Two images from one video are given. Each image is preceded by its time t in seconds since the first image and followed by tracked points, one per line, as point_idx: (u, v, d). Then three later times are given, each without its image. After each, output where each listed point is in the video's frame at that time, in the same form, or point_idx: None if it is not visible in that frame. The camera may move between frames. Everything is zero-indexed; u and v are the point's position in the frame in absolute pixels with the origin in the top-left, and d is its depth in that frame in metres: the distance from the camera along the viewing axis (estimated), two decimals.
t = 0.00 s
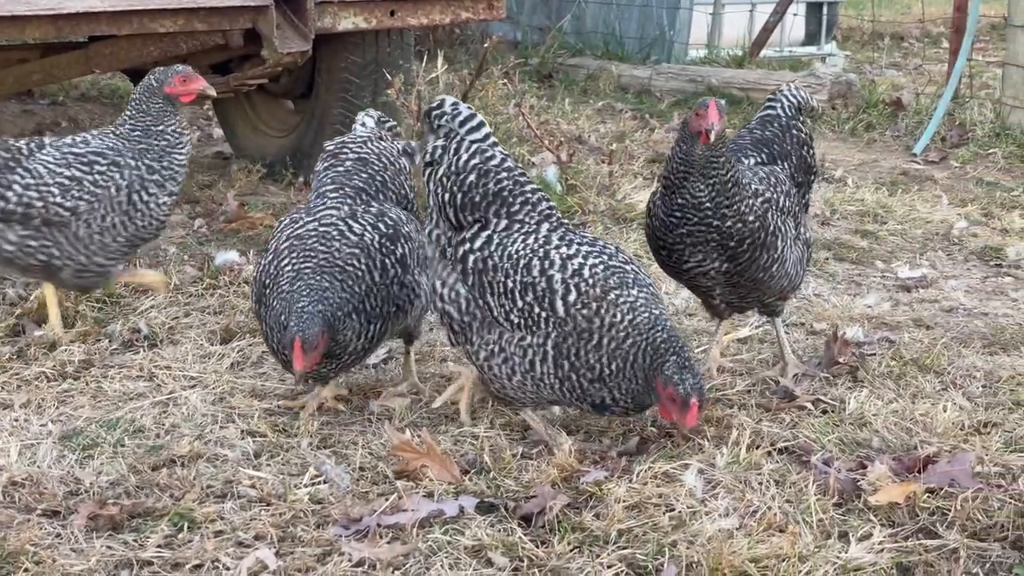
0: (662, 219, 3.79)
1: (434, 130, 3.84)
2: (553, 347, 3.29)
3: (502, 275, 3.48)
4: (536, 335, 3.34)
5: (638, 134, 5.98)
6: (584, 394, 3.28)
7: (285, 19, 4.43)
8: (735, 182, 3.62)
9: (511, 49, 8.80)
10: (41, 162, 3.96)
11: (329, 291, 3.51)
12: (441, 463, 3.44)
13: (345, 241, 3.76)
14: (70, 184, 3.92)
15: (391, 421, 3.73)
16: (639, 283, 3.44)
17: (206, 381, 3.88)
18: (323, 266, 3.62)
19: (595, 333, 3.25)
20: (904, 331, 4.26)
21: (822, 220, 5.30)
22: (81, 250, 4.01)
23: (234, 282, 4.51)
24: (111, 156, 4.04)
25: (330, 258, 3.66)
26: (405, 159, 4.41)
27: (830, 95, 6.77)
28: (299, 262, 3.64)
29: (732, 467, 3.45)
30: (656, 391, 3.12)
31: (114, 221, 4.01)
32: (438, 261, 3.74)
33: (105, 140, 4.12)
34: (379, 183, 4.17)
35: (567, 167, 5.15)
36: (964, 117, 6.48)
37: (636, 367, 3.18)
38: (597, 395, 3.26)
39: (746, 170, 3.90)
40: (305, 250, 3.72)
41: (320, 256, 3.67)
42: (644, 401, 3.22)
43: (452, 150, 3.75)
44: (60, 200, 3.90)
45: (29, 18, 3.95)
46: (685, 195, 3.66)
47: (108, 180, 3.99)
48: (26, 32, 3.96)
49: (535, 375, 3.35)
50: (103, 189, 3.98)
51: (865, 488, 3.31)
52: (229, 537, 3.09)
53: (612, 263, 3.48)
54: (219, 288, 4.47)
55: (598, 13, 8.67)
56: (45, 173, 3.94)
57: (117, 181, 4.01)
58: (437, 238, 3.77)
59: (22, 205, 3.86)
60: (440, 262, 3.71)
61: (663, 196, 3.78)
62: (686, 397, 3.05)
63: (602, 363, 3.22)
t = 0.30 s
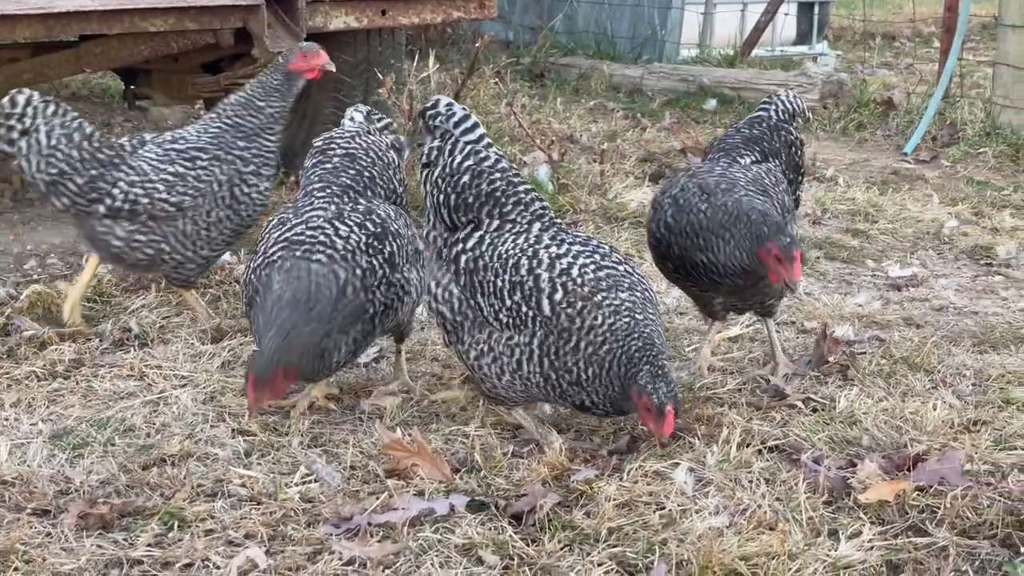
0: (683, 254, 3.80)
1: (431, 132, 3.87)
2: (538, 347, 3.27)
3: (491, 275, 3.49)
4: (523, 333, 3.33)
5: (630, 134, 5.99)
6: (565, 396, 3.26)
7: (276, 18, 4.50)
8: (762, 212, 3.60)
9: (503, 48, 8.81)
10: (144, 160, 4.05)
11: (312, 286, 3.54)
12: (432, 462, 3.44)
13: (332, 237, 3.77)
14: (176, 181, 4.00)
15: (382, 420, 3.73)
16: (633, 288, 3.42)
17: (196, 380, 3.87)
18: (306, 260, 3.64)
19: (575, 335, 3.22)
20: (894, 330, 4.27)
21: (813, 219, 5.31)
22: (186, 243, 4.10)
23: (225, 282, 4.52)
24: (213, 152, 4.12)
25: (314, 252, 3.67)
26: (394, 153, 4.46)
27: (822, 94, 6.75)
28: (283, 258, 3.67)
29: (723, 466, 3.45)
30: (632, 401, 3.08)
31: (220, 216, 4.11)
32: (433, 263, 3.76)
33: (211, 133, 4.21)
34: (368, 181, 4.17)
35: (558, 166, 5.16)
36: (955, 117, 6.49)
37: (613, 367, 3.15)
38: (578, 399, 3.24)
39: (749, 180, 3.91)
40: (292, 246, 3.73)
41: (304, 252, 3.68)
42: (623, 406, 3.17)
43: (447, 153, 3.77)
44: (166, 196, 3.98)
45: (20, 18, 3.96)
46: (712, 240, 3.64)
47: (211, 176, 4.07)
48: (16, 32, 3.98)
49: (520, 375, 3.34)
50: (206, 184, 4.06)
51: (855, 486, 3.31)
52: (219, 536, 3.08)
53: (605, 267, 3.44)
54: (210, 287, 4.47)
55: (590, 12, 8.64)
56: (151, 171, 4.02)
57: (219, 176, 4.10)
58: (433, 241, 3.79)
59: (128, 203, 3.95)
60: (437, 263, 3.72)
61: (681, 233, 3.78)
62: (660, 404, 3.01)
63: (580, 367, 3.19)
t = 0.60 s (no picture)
0: (730, 320, 3.86)
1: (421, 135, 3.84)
2: (532, 342, 3.28)
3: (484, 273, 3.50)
4: (517, 330, 3.34)
5: (621, 134, 6.01)
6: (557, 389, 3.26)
7: (266, 19, 4.54)
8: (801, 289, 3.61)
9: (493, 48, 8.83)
10: (199, 159, 4.39)
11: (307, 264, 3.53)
12: (423, 462, 3.45)
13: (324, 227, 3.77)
14: (227, 181, 4.35)
15: (373, 420, 3.73)
16: (629, 284, 3.43)
17: (187, 380, 3.87)
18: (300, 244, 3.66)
19: (567, 328, 3.25)
20: (884, 330, 4.29)
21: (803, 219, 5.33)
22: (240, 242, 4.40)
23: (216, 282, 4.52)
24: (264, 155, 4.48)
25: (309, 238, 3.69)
26: (383, 152, 4.44)
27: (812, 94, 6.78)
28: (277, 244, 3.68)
29: (713, 466, 3.46)
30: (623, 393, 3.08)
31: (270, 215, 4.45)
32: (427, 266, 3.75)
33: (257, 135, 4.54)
34: (361, 179, 4.18)
35: (549, 167, 5.17)
36: (944, 117, 6.52)
37: (603, 362, 3.16)
38: (571, 393, 3.25)
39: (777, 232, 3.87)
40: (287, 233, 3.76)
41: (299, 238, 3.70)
42: (616, 400, 3.17)
43: (438, 156, 3.76)
44: (218, 195, 4.32)
45: (9, 18, 3.94)
46: (754, 317, 3.69)
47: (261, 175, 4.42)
48: (5, 32, 3.95)
49: (513, 372, 3.34)
50: (257, 183, 4.41)
51: (845, 485, 3.32)
52: (210, 536, 3.08)
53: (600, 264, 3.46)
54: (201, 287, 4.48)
55: (580, 12, 8.66)
56: (203, 170, 4.37)
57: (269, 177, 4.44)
58: (426, 244, 3.79)
59: (184, 200, 4.31)
60: (430, 267, 3.72)
61: (724, 299, 3.84)
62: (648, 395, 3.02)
63: (573, 360, 3.20)
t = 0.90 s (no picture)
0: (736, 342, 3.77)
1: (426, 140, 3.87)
2: (533, 335, 3.26)
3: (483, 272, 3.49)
4: (516, 330, 3.33)
5: (609, 137, 6.03)
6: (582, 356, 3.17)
7: (255, 20, 4.43)
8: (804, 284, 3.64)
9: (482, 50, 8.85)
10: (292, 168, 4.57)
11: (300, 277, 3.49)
12: (411, 464, 3.45)
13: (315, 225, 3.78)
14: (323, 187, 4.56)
15: (361, 422, 3.73)
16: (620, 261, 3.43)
17: (175, 383, 3.86)
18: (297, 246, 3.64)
19: (566, 305, 3.23)
20: (872, 332, 4.31)
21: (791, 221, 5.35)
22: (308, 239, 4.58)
23: (204, 284, 4.52)
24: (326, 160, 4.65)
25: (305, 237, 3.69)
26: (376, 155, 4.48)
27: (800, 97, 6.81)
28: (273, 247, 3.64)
29: (702, 468, 3.47)
30: (647, 287, 3.08)
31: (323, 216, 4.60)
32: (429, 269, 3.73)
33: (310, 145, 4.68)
34: (354, 180, 4.17)
35: (537, 170, 5.19)
36: (931, 119, 6.55)
37: (608, 328, 3.15)
38: (597, 353, 3.15)
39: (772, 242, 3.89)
40: (282, 232, 3.74)
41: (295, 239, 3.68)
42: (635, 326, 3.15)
43: (439, 158, 3.77)
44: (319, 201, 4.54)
45: None
46: (759, 333, 3.61)
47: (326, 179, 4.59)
48: None
49: (526, 366, 3.29)
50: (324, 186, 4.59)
51: (833, 487, 3.34)
52: (199, 539, 3.08)
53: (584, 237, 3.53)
54: (189, 289, 4.47)
55: (568, 15, 8.75)
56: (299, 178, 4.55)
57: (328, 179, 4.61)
58: (427, 247, 3.78)
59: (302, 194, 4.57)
60: (432, 269, 3.71)
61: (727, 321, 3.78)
62: (671, 271, 3.06)
63: (584, 313, 3.18)
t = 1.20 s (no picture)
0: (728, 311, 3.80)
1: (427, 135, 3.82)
2: (533, 334, 3.27)
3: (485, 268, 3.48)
4: (517, 325, 3.33)
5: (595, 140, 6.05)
6: (575, 356, 3.19)
7: (241, 23, 4.43)
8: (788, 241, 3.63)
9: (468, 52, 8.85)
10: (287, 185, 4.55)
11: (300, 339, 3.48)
12: (398, 466, 3.45)
13: (309, 249, 3.72)
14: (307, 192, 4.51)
15: (348, 425, 3.73)
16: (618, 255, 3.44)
17: (161, 385, 3.85)
18: (303, 291, 3.58)
19: (564, 302, 3.24)
20: (857, 334, 4.33)
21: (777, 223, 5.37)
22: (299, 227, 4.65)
23: (191, 287, 4.50)
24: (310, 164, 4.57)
25: (311, 279, 3.62)
26: (355, 160, 4.43)
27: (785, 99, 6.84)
28: (277, 287, 3.59)
29: (688, 470, 3.48)
30: (635, 284, 3.08)
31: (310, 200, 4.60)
32: (427, 264, 3.70)
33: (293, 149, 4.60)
34: (339, 182, 4.19)
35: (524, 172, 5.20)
36: (916, 122, 6.58)
37: (605, 322, 3.16)
38: (588, 353, 3.17)
39: (752, 218, 3.92)
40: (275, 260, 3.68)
41: (295, 274, 3.63)
42: (625, 329, 3.16)
43: (441, 153, 3.73)
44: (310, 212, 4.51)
45: None
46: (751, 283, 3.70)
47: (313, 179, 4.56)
48: None
49: (523, 364, 3.31)
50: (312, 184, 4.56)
51: (819, 489, 3.35)
52: (185, 542, 3.07)
53: (569, 232, 3.57)
54: (175, 292, 4.47)
55: (555, 17, 8.78)
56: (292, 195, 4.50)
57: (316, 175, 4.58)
58: (426, 242, 3.75)
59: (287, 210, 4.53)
60: (429, 263, 3.69)
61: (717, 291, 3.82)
62: (658, 270, 3.04)
63: (576, 313, 3.20)
